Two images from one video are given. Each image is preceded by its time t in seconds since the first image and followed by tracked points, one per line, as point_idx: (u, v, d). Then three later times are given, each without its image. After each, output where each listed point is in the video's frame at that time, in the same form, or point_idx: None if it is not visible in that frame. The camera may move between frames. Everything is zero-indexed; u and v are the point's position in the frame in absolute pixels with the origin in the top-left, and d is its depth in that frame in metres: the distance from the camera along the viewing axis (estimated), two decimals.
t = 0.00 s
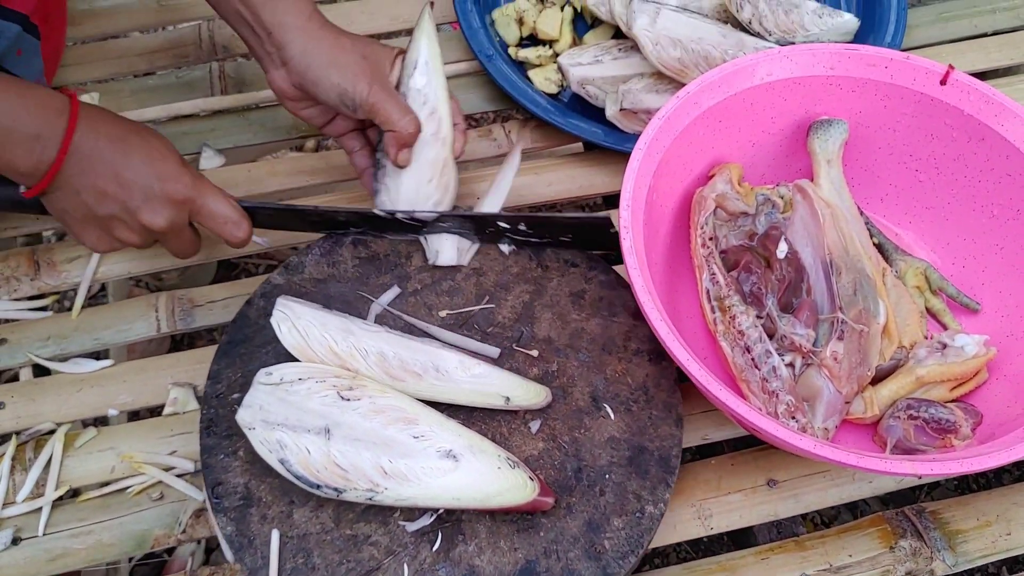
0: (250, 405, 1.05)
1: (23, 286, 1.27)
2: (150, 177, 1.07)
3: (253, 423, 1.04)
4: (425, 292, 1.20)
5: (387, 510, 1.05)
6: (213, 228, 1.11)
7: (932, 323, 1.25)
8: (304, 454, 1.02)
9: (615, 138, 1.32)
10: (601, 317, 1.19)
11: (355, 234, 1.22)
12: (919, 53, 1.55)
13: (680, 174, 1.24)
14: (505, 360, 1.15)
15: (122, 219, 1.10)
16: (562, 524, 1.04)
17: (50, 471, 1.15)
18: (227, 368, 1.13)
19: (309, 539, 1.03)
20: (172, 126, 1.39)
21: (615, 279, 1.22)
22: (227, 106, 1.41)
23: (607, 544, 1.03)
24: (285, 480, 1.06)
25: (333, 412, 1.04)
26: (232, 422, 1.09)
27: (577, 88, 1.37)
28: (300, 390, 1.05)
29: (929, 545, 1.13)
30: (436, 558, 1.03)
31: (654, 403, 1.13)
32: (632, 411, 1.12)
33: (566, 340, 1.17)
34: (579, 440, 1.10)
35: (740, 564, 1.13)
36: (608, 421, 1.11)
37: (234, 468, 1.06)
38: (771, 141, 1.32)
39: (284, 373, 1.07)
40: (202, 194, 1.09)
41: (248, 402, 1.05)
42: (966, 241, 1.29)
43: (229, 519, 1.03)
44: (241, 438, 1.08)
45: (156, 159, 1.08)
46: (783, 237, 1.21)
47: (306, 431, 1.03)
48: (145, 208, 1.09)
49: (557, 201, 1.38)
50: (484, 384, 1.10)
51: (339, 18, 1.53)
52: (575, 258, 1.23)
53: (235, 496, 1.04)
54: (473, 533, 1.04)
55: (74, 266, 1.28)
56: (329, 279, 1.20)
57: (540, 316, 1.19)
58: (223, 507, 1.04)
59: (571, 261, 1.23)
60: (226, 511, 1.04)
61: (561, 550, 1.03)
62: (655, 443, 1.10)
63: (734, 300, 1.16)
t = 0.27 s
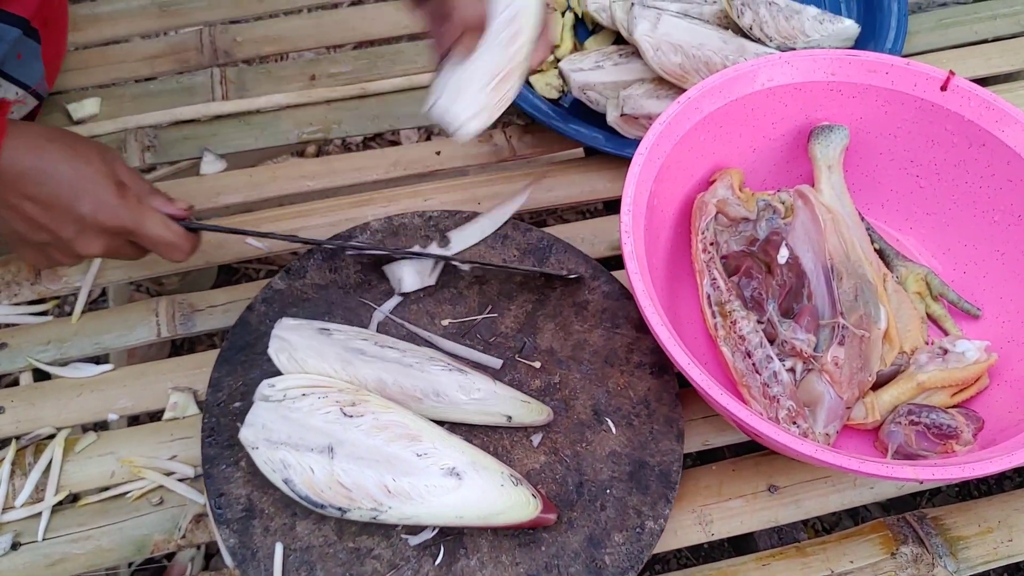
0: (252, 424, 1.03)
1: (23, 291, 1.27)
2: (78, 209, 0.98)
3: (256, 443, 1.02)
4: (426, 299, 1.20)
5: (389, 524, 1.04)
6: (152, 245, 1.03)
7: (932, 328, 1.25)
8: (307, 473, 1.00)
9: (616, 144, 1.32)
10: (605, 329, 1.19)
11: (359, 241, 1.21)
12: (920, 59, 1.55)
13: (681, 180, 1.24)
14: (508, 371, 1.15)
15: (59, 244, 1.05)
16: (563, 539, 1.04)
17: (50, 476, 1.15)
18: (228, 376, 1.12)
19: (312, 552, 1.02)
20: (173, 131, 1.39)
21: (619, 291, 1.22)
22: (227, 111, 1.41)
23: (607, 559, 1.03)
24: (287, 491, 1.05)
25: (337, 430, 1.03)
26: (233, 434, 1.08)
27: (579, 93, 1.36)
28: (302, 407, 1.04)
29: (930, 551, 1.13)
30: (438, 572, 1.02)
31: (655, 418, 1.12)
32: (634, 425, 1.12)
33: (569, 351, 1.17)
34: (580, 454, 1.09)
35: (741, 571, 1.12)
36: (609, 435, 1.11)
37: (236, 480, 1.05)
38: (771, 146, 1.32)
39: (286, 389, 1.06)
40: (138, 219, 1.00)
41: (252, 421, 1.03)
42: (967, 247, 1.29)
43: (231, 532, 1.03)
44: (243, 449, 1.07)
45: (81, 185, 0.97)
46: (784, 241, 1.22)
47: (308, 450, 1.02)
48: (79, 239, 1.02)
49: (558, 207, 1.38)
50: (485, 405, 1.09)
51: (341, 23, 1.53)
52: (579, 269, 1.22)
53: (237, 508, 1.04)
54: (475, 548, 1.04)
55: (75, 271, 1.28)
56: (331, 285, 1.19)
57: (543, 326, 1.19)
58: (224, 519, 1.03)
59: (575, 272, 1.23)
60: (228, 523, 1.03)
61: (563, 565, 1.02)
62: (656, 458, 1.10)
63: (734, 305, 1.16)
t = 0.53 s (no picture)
0: (251, 424, 1.03)
1: (21, 294, 1.27)
2: None
3: (253, 443, 1.02)
4: (424, 302, 1.20)
5: (386, 527, 1.04)
6: (60, 211, 1.04)
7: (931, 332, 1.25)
8: (304, 473, 1.00)
9: (613, 147, 1.32)
10: (602, 333, 1.19)
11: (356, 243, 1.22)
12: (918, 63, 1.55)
13: (678, 183, 1.24)
14: (505, 375, 1.15)
15: None
16: (560, 542, 1.04)
17: (47, 479, 1.15)
18: (225, 380, 1.12)
19: (309, 555, 1.02)
20: (171, 134, 1.39)
21: (616, 294, 1.22)
22: (226, 115, 1.41)
23: (604, 563, 1.03)
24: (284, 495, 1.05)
25: (334, 431, 1.03)
26: (230, 437, 1.08)
27: (577, 97, 1.36)
28: (300, 407, 1.04)
29: (928, 555, 1.12)
30: None
31: (652, 421, 1.12)
32: (631, 429, 1.12)
33: (566, 354, 1.17)
34: (577, 458, 1.09)
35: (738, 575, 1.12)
36: (606, 438, 1.11)
37: (233, 483, 1.05)
38: (769, 150, 1.32)
39: (285, 390, 1.06)
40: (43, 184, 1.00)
41: (249, 421, 1.04)
42: (964, 250, 1.29)
43: (227, 535, 1.02)
44: (240, 452, 1.07)
45: None
46: (781, 245, 1.21)
47: (306, 451, 1.01)
48: None
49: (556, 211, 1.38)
50: (483, 407, 1.09)
51: (339, 27, 1.53)
52: (576, 271, 1.22)
53: (234, 512, 1.04)
54: (472, 551, 1.03)
55: (73, 274, 1.28)
56: (329, 287, 1.19)
57: (540, 329, 1.19)
58: (221, 522, 1.03)
59: (573, 275, 1.23)
60: (225, 526, 1.03)
61: (559, 568, 1.02)
62: (653, 461, 1.10)
63: (732, 308, 1.16)
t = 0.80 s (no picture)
0: (246, 427, 1.02)
1: (17, 297, 1.26)
2: None
3: (249, 445, 1.01)
4: (421, 305, 1.19)
5: (382, 530, 1.04)
6: None
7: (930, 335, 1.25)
8: (300, 476, 0.99)
9: (611, 149, 1.31)
10: (599, 335, 1.18)
11: (353, 246, 1.22)
12: (917, 64, 1.55)
13: (676, 185, 1.23)
14: (503, 377, 1.14)
15: None
16: (556, 546, 1.03)
17: (42, 483, 1.14)
18: (221, 383, 1.12)
19: (304, 560, 1.01)
20: (168, 136, 1.39)
21: (614, 296, 1.21)
22: (222, 117, 1.40)
23: (601, 567, 1.02)
24: (279, 499, 1.05)
25: (330, 434, 1.02)
26: (225, 440, 1.07)
27: (574, 99, 1.35)
28: (296, 410, 1.04)
29: (927, 559, 1.12)
30: None
31: (649, 424, 1.12)
32: (628, 432, 1.11)
33: (563, 357, 1.16)
34: (574, 461, 1.09)
35: None
36: (602, 441, 1.10)
37: (228, 487, 1.05)
38: (767, 152, 1.32)
39: (282, 393, 1.05)
40: None
41: (245, 423, 1.03)
42: (963, 252, 1.28)
43: (222, 539, 1.02)
44: (235, 455, 1.07)
45: None
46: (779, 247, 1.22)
47: (302, 454, 1.01)
48: None
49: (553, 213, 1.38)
50: (479, 410, 1.08)
51: (336, 29, 1.53)
52: (573, 273, 1.22)
53: (229, 516, 1.03)
54: (468, 555, 1.03)
55: (68, 277, 1.28)
56: (325, 290, 1.19)
57: (537, 332, 1.18)
58: (216, 526, 1.02)
59: (570, 277, 1.22)
60: (220, 530, 1.02)
61: (555, 573, 1.02)
62: (650, 464, 1.09)
63: (730, 311, 1.15)
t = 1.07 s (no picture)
0: (246, 432, 1.02)
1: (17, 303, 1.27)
2: None
3: (248, 451, 1.01)
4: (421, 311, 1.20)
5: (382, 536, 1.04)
6: None
7: (927, 339, 1.25)
8: (300, 482, 1.00)
9: (610, 154, 1.32)
10: (598, 340, 1.18)
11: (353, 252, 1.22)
12: (915, 68, 1.55)
13: (674, 191, 1.24)
14: (502, 383, 1.15)
15: None
16: (556, 552, 1.03)
17: (43, 488, 1.14)
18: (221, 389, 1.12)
19: (303, 565, 1.02)
20: (167, 142, 1.39)
21: (612, 301, 1.22)
22: (222, 123, 1.41)
23: (601, 572, 1.02)
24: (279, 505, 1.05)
25: (330, 440, 1.03)
26: (225, 446, 1.08)
27: (573, 104, 1.36)
28: (297, 417, 1.02)
29: (925, 563, 1.12)
30: None
31: (648, 429, 1.12)
32: (627, 437, 1.11)
33: (562, 363, 1.17)
34: (573, 466, 1.09)
35: None
36: (602, 447, 1.11)
37: (228, 492, 1.05)
38: (765, 156, 1.32)
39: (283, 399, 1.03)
40: None
41: (244, 429, 1.02)
42: (962, 257, 1.29)
43: (221, 545, 1.02)
44: (235, 461, 1.07)
45: None
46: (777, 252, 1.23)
47: (302, 460, 1.01)
48: None
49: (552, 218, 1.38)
50: (476, 426, 1.07)
51: (336, 34, 1.53)
52: (572, 279, 1.22)
53: (230, 522, 1.03)
54: (468, 560, 1.03)
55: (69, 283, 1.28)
56: (325, 296, 1.19)
57: (536, 337, 1.18)
58: (216, 532, 1.03)
59: (569, 282, 1.23)
60: (220, 536, 1.03)
61: None
62: (650, 470, 1.09)
63: (728, 315, 1.16)
